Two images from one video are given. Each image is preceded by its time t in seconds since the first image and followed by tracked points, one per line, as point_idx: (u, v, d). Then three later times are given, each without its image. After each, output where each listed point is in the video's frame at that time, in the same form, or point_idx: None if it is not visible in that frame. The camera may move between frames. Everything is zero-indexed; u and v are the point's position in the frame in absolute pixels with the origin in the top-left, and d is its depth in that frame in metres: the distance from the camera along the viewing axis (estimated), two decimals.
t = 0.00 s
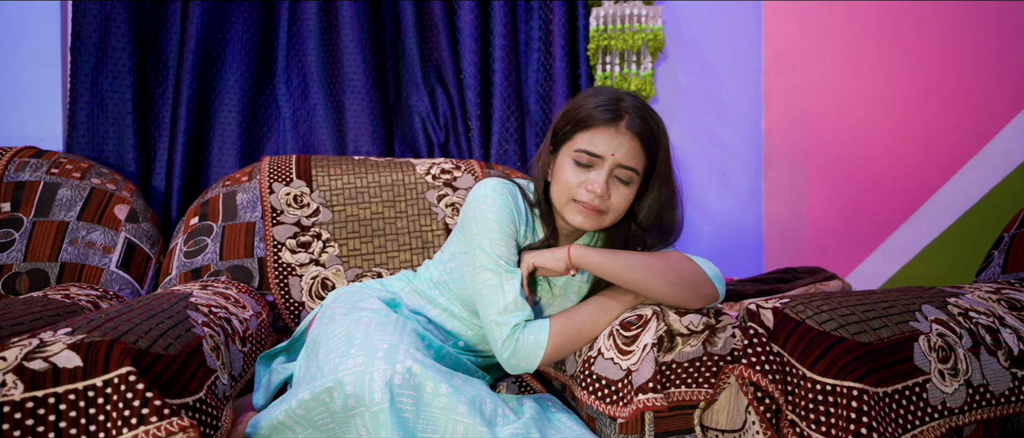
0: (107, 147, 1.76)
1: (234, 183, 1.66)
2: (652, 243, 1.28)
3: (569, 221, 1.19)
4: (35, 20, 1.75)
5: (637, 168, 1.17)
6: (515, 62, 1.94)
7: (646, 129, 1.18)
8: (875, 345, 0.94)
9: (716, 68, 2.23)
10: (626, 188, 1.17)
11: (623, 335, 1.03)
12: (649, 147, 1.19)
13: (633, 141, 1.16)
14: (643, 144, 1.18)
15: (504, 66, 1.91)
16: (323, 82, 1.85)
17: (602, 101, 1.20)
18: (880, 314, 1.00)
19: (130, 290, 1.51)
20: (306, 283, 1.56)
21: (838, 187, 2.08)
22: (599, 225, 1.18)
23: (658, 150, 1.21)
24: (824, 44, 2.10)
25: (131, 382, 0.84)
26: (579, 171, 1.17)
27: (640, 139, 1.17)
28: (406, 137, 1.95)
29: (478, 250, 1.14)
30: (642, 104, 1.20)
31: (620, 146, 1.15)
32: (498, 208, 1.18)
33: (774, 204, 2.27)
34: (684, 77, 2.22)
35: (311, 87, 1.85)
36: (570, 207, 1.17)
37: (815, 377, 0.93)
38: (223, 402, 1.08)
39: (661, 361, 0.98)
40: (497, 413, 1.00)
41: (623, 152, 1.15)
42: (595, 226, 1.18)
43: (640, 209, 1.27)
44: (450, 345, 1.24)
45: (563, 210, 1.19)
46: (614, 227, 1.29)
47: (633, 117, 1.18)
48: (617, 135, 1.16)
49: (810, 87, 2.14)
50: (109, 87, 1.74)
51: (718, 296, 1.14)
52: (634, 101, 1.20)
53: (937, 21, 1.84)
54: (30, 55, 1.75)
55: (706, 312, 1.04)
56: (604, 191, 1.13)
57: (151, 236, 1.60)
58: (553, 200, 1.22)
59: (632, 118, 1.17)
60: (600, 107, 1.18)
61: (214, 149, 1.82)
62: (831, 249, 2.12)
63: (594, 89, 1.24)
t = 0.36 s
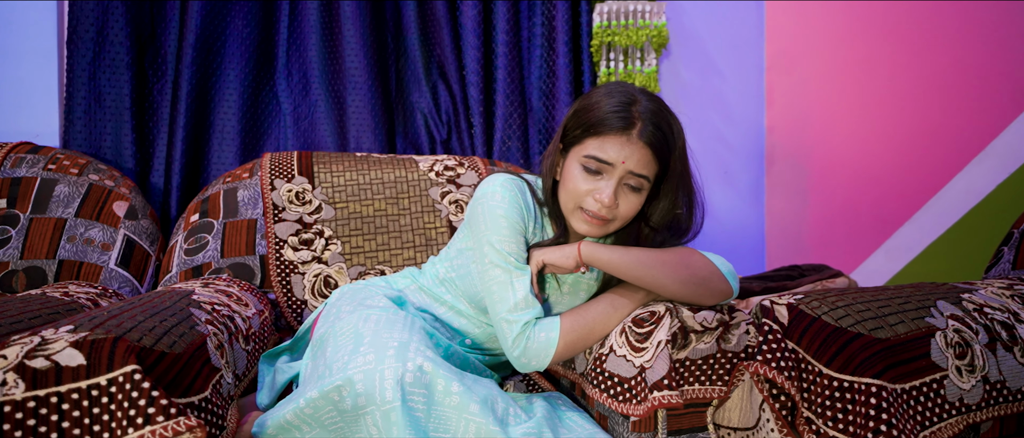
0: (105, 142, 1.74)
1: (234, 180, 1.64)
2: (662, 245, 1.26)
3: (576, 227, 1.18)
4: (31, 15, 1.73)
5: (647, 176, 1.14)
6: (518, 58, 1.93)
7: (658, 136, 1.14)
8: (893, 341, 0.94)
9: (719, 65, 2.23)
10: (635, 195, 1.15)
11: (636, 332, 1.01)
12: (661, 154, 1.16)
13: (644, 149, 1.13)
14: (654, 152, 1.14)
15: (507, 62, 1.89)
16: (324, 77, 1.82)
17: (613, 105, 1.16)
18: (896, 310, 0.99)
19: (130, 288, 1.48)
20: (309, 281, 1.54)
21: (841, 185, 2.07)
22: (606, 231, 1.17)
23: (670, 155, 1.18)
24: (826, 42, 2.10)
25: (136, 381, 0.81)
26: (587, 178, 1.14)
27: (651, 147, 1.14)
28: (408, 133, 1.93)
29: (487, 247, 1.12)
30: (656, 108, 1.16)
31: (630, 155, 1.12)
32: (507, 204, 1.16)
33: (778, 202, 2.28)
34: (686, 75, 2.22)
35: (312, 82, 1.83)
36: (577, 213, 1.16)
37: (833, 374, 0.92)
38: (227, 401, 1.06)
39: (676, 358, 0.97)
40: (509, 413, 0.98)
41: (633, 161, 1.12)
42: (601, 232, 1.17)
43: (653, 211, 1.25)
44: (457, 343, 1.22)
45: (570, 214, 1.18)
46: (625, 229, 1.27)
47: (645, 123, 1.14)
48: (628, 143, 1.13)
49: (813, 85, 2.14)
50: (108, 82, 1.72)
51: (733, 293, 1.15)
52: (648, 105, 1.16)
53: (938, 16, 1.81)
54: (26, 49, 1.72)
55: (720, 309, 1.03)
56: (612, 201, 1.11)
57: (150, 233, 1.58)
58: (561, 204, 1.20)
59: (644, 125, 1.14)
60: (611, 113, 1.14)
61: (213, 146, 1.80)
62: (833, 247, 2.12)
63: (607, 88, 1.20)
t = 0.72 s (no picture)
0: (95, 136, 1.69)
1: (228, 175, 1.60)
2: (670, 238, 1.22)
3: (582, 215, 1.13)
4: (20, 6, 1.68)
5: (654, 158, 1.11)
6: (519, 51, 1.89)
7: (664, 117, 1.11)
8: (914, 338, 0.90)
9: (723, 59, 2.20)
10: (643, 180, 1.11)
11: (644, 329, 0.95)
12: (668, 136, 1.12)
13: (650, 130, 1.09)
14: (661, 133, 1.11)
15: (508, 56, 1.85)
16: (321, 71, 1.78)
17: (617, 87, 1.12)
18: (915, 306, 0.95)
19: (119, 285, 1.44)
20: (305, 278, 1.50)
21: (848, 181, 2.03)
22: (614, 219, 1.12)
23: (676, 138, 1.14)
24: (832, 36, 2.06)
25: (119, 382, 0.76)
26: (593, 163, 1.11)
27: (657, 128, 1.10)
28: (407, 128, 1.89)
29: (488, 238, 1.08)
30: (660, 89, 1.13)
31: (637, 136, 1.08)
32: (509, 194, 1.12)
33: (784, 199, 2.25)
34: (690, 69, 2.18)
35: (309, 76, 1.79)
36: (584, 201, 1.11)
37: (852, 373, 0.89)
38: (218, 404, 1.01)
39: (686, 356, 0.92)
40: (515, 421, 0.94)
41: (639, 143, 1.09)
42: (609, 220, 1.12)
43: (660, 200, 1.21)
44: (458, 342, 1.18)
45: (576, 203, 1.14)
46: (631, 219, 1.23)
47: (650, 104, 1.10)
48: (633, 124, 1.09)
49: (818, 79, 2.10)
50: (98, 74, 1.67)
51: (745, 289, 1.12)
52: (652, 87, 1.13)
53: (946, 8, 1.76)
54: (14, 40, 1.68)
55: (732, 305, 0.99)
56: (620, 184, 1.07)
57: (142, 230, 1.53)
58: (566, 193, 1.16)
59: (649, 105, 1.10)
60: (615, 94, 1.11)
61: (207, 140, 1.76)
62: (840, 244, 2.08)
63: (609, 72, 1.17)
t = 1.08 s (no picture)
0: (77, 134, 1.64)
1: (214, 174, 1.55)
2: (664, 229, 1.18)
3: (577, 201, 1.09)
4: None
5: (647, 135, 1.08)
6: (515, 47, 1.84)
7: (654, 92, 1.09)
8: (927, 346, 0.86)
9: (723, 56, 2.15)
10: (638, 158, 1.08)
11: (643, 336, 0.90)
12: (659, 113, 1.11)
13: (642, 105, 1.08)
14: (652, 109, 1.09)
15: (504, 52, 1.80)
16: (311, 67, 1.73)
17: (605, 67, 1.12)
18: (928, 312, 0.91)
19: (98, 287, 1.39)
20: (292, 280, 1.45)
21: (852, 180, 1.98)
22: (610, 202, 1.08)
23: (667, 117, 1.12)
24: (835, 32, 2.01)
25: (77, 395, 0.71)
26: (585, 143, 1.08)
27: (648, 103, 1.09)
28: (400, 126, 1.84)
29: (476, 232, 1.03)
30: (647, 69, 1.12)
31: (628, 111, 1.07)
32: (498, 186, 1.07)
33: (785, 199, 2.20)
34: (690, 66, 2.13)
35: (299, 72, 1.74)
36: (578, 184, 1.07)
37: (864, 383, 0.85)
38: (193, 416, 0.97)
39: (687, 364, 0.87)
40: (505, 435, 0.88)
41: (631, 118, 1.07)
42: (605, 204, 1.08)
43: (653, 186, 1.18)
44: (450, 346, 1.13)
45: (571, 188, 1.09)
46: (624, 207, 1.19)
47: (639, 80, 1.10)
48: (624, 99, 1.08)
49: (820, 76, 2.06)
50: (80, 69, 1.62)
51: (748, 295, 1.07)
52: (639, 66, 1.12)
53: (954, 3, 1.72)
54: None
55: (734, 310, 0.93)
56: (615, 160, 1.04)
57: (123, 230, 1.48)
58: (560, 180, 1.11)
59: (638, 81, 1.09)
60: (603, 73, 1.10)
61: (193, 138, 1.71)
62: (843, 244, 2.03)
63: (594, 57, 1.16)
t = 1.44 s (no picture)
0: (60, 131, 1.60)
1: (199, 172, 1.51)
2: (644, 207, 1.14)
3: (551, 178, 1.06)
4: None
5: (611, 100, 1.07)
6: (511, 42, 1.79)
7: (614, 56, 1.09)
8: (941, 353, 0.81)
9: (724, 52, 2.10)
10: (607, 126, 1.06)
11: (638, 341, 0.86)
12: (620, 78, 1.10)
13: (600, 70, 1.07)
14: (612, 74, 1.09)
15: (499, 47, 1.76)
16: (301, 63, 1.69)
17: (560, 39, 1.12)
18: (941, 316, 0.86)
19: (76, 289, 1.34)
20: (279, 282, 1.40)
21: (858, 178, 1.93)
22: (584, 176, 1.06)
23: (629, 82, 1.11)
24: (839, 26, 1.96)
25: (28, 406, 0.67)
26: (550, 116, 1.06)
27: (607, 68, 1.08)
28: (392, 124, 1.80)
29: (449, 223, 1.01)
30: (603, 36, 1.12)
31: (587, 76, 1.06)
32: (469, 175, 1.05)
33: (788, 199, 2.15)
34: (690, 62, 2.08)
35: (288, 68, 1.69)
36: (548, 160, 1.05)
37: (873, 392, 0.80)
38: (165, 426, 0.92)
39: (684, 371, 0.82)
40: None
41: (592, 84, 1.06)
42: (579, 178, 1.05)
43: (625, 160, 1.15)
44: (442, 350, 1.08)
45: (541, 167, 1.07)
46: (602, 188, 1.16)
47: (596, 46, 1.09)
48: (582, 66, 1.07)
49: (825, 71, 2.00)
50: (63, 65, 1.58)
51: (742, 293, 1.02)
52: (595, 35, 1.12)
53: None
54: None
55: (735, 314, 0.87)
56: (581, 126, 1.02)
57: (105, 230, 1.44)
58: (532, 161, 1.09)
59: (595, 47, 1.09)
60: (560, 43, 1.11)
61: (180, 135, 1.66)
62: (848, 245, 1.97)
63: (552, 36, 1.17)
